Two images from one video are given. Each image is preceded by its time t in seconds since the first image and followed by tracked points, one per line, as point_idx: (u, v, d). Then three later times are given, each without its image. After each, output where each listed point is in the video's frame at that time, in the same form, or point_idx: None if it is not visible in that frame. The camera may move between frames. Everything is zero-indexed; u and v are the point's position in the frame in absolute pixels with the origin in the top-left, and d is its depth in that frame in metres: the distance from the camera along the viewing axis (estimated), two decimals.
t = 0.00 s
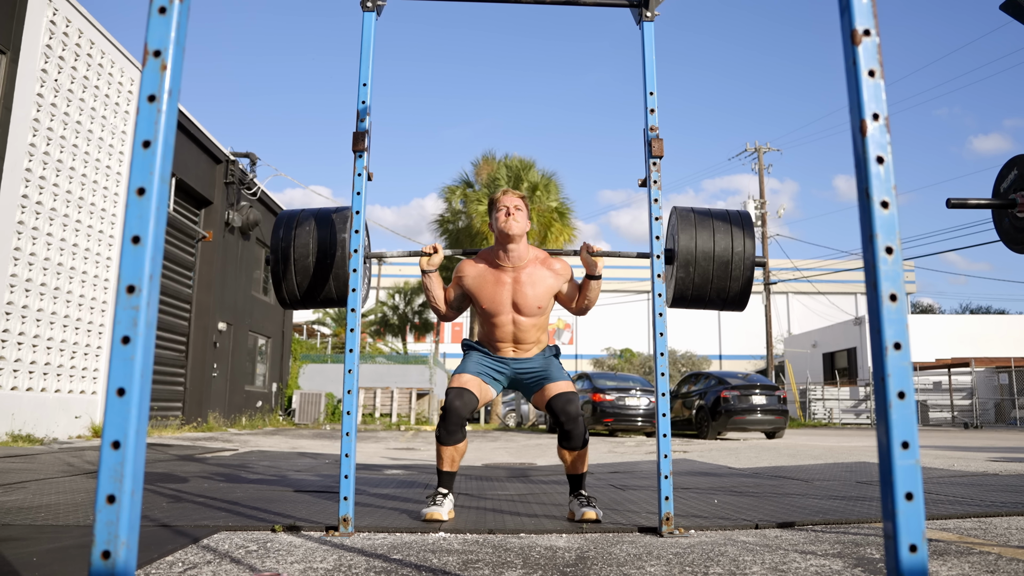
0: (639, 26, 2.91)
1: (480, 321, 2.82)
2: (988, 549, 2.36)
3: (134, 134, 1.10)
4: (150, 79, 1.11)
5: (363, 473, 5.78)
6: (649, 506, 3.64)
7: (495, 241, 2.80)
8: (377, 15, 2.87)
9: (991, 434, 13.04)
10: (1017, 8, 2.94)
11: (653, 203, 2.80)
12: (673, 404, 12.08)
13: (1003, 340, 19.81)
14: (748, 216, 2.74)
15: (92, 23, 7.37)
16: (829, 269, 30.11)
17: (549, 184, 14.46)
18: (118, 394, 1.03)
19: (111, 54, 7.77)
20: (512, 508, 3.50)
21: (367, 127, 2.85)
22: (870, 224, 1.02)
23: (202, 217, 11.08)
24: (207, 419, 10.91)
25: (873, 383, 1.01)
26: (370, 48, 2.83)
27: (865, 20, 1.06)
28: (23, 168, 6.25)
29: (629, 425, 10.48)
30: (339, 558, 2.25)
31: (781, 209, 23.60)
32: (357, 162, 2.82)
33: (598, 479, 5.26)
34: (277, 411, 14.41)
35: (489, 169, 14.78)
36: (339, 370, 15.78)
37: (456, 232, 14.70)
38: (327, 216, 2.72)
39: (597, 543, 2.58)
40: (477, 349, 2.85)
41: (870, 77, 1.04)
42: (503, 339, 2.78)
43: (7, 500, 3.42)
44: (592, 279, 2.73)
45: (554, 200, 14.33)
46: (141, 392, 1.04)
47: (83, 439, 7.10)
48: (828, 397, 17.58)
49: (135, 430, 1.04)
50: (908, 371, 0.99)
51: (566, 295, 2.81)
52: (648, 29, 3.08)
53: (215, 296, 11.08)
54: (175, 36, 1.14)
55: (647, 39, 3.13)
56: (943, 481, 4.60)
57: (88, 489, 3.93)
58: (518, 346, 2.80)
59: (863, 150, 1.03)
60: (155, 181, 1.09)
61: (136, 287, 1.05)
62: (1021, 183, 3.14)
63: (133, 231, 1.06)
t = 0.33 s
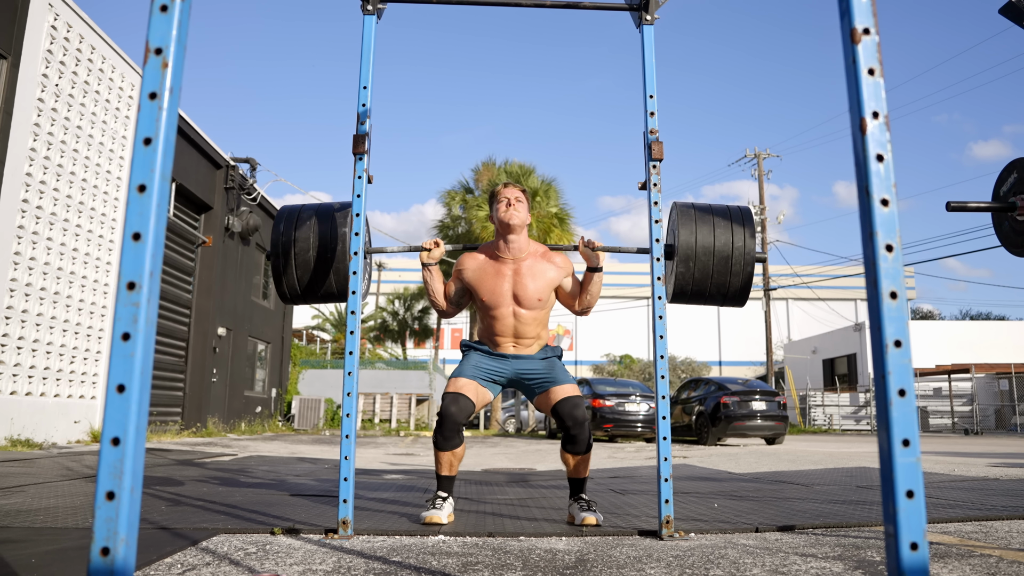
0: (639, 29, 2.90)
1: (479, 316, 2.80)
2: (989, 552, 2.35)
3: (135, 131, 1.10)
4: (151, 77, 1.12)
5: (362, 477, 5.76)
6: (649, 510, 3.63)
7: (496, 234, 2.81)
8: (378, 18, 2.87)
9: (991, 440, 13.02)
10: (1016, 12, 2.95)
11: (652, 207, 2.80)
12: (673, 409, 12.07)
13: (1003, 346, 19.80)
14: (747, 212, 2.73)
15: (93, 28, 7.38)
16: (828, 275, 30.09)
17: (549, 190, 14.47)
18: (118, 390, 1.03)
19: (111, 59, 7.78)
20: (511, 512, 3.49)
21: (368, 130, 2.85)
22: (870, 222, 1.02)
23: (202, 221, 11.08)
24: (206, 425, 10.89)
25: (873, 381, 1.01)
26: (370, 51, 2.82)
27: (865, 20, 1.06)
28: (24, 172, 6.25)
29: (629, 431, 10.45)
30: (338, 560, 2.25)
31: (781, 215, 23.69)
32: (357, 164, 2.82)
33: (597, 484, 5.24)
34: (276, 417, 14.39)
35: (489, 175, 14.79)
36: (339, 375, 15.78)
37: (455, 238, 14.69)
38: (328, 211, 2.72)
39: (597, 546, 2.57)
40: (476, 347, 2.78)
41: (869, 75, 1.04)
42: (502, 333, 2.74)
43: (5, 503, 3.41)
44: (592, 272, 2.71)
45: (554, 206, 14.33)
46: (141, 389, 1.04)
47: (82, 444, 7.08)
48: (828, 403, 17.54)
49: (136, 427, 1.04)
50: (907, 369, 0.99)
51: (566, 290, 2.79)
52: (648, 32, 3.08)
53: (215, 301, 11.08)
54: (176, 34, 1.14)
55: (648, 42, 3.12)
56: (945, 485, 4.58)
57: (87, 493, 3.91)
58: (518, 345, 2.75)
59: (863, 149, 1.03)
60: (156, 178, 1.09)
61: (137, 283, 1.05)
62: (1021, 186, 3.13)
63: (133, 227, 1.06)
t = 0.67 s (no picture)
0: (639, 32, 2.90)
1: (480, 306, 2.76)
2: (991, 554, 2.34)
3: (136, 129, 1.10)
4: (152, 75, 1.11)
5: (362, 482, 5.75)
6: (650, 514, 3.62)
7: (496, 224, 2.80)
8: (378, 21, 2.86)
9: (992, 445, 13.00)
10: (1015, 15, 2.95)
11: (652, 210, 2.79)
12: (674, 415, 12.05)
13: (1003, 352, 19.78)
14: (748, 204, 2.73)
15: (94, 33, 7.38)
16: (829, 280, 30.07)
17: (549, 196, 14.48)
18: (118, 388, 1.03)
19: (112, 64, 7.77)
20: (512, 516, 3.48)
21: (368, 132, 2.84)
22: (870, 220, 1.02)
23: (202, 226, 11.08)
24: (206, 430, 10.88)
25: (874, 379, 1.00)
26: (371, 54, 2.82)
27: (865, 19, 1.07)
28: (25, 177, 6.24)
29: (629, 436, 10.43)
30: (338, 563, 2.24)
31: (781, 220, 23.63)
32: (357, 167, 2.81)
33: (598, 488, 5.23)
34: (276, 422, 14.38)
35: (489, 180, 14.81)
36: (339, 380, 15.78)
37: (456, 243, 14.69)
38: (330, 203, 2.70)
39: (597, 548, 2.56)
40: (476, 344, 2.74)
41: (869, 74, 1.04)
42: (502, 322, 2.70)
43: (4, 507, 3.40)
44: (592, 261, 2.69)
45: (554, 211, 14.35)
46: (141, 387, 1.03)
47: (82, 449, 7.05)
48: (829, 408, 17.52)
49: (135, 425, 1.03)
50: (908, 367, 0.99)
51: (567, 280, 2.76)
52: (648, 36, 3.08)
53: (215, 306, 11.06)
54: (178, 33, 1.14)
55: (647, 45, 3.12)
56: (946, 489, 4.57)
57: (87, 497, 3.91)
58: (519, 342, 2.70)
59: (863, 148, 1.03)
60: (156, 176, 1.09)
61: (137, 281, 1.05)
62: (1021, 189, 3.12)
63: (134, 225, 1.06)
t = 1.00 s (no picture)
0: (639, 35, 2.89)
1: (480, 290, 2.74)
2: (992, 556, 2.34)
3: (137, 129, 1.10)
4: (154, 75, 1.11)
5: (362, 487, 5.74)
6: (650, 518, 3.61)
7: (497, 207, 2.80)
8: (379, 25, 2.86)
9: (992, 450, 13.00)
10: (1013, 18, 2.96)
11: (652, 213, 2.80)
12: (674, 420, 12.04)
13: (1003, 357, 19.77)
14: (748, 189, 2.71)
15: (94, 38, 7.39)
16: (829, 285, 30.07)
17: (549, 201, 14.49)
18: (118, 387, 1.02)
19: (112, 69, 7.77)
20: (512, 520, 3.47)
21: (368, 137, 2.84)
22: (869, 220, 1.01)
23: (202, 232, 11.07)
24: (205, 436, 10.85)
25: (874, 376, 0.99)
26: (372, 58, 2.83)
27: (863, 18, 1.06)
28: (25, 182, 6.23)
29: (629, 442, 10.41)
30: (338, 566, 2.23)
31: (781, 226, 23.62)
32: (357, 170, 2.80)
33: (598, 493, 5.22)
34: (276, 428, 14.36)
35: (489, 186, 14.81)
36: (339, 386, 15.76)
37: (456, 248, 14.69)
38: (331, 186, 2.71)
39: (598, 552, 2.55)
40: (476, 336, 2.71)
41: (869, 73, 1.04)
42: (503, 305, 2.69)
43: (4, 512, 3.38)
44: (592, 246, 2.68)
45: (554, 217, 14.37)
46: (141, 386, 1.03)
47: (81, 455, 7.02)
48: (830, 414, 17.51)
49: (136, 424, 1.03)
50: (909, 365, 0.98)
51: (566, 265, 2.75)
52: (648, 39, 3.08)
53: (215, 311, 11.06)
54: (179, 33, 1.13)
55: (648, 49, 3.12)
56: (947, 493, 4.57)
57: (86, 502, 3.89)
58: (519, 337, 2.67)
59: (862, 146, 1.02)
60: (157, 175, 1.09)
61: (138, 280, 1.04)
62: (1020, 192, 3.13)
63: (134, 225, 1.05)
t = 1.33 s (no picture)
0: (639, 39, 2.90)
1: (480, 268, 2.71)
2: (993, 560, 2.33)
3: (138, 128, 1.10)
4: (156, 74, 1.11)
5: (362, 493, 5.74)
6: (651, 522, 3.60)
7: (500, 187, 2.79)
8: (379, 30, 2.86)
9: (994, 456, 12.97)
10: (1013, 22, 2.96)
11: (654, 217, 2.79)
12: (675, 426, 12.02)
13: (1004, 363, 19.74)
14: (746, 165, 2.70)
15: (96, 43, 7.40)
16: (830, 291, 30.07)
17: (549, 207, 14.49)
18: (119, 385, 1.02)
19: (113, 74, 7.77)
20: (513, 524, 3.47)
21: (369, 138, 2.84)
22: (870, 220, 1.01)
23: (202, 237, 11.06)
24: (205, 441, 10.83)
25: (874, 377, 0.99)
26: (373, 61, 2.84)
27: (863, 19, 1.06)
28: (26, 186, 6.24)
29: (629, 448, 10.38)
30: (338, 569, 2.22)
31: (781, 232, 23.73)
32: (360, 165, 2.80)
33: (598, 498, 5.21)
34: (276, 433, 14.35)
35: (489, 191, 14.83)
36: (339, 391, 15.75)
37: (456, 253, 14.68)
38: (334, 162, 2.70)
39: (598, 555, 2.54)
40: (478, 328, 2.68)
41: (869, 74, 1.04)
42: (503, 281, 2.65)
43: (3, 515, 3.38)
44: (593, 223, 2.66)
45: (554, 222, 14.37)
46: (141, 385, 1.03)
47: (80, 460, 7.00)
48: (830, 420, 17.48)
49: (136, 423, 1.03)
50: (910, 365, 0.98)
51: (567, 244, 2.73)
52: (648, 43, 3.08)
53: (215, 317, 11.04)
54: (181, 33, 1.13)
55: (648, 53, 3.13)
56: (948, 499, 4.55)
57: (85, 506, 3.88)
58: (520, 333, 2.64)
59: (862, 146, 1.02)
60: (158, 175, 1.09)
61: (139, 279, 1.04)
62: (1021, 196, 3.13)
63: (136, 223, 1.05)
